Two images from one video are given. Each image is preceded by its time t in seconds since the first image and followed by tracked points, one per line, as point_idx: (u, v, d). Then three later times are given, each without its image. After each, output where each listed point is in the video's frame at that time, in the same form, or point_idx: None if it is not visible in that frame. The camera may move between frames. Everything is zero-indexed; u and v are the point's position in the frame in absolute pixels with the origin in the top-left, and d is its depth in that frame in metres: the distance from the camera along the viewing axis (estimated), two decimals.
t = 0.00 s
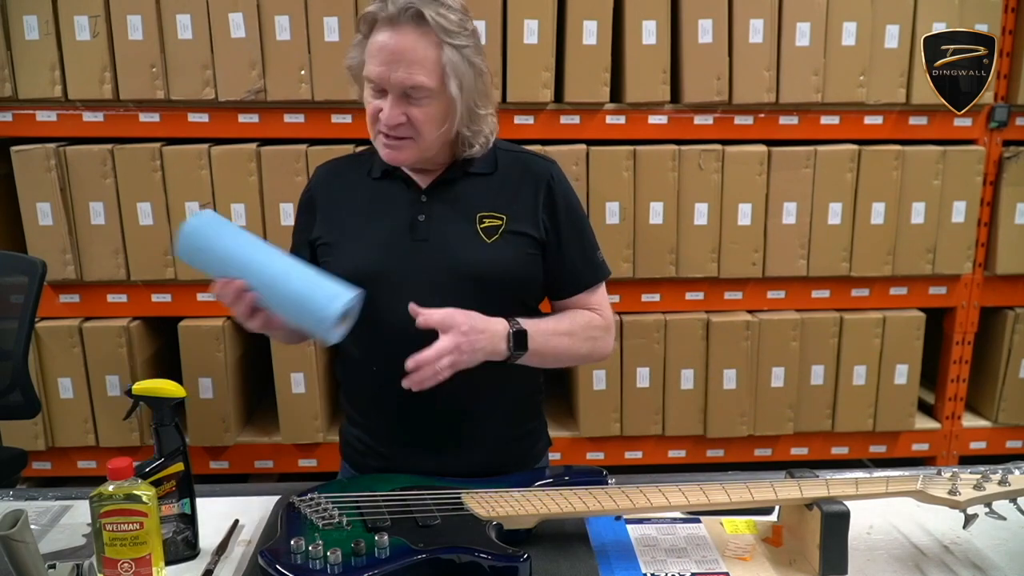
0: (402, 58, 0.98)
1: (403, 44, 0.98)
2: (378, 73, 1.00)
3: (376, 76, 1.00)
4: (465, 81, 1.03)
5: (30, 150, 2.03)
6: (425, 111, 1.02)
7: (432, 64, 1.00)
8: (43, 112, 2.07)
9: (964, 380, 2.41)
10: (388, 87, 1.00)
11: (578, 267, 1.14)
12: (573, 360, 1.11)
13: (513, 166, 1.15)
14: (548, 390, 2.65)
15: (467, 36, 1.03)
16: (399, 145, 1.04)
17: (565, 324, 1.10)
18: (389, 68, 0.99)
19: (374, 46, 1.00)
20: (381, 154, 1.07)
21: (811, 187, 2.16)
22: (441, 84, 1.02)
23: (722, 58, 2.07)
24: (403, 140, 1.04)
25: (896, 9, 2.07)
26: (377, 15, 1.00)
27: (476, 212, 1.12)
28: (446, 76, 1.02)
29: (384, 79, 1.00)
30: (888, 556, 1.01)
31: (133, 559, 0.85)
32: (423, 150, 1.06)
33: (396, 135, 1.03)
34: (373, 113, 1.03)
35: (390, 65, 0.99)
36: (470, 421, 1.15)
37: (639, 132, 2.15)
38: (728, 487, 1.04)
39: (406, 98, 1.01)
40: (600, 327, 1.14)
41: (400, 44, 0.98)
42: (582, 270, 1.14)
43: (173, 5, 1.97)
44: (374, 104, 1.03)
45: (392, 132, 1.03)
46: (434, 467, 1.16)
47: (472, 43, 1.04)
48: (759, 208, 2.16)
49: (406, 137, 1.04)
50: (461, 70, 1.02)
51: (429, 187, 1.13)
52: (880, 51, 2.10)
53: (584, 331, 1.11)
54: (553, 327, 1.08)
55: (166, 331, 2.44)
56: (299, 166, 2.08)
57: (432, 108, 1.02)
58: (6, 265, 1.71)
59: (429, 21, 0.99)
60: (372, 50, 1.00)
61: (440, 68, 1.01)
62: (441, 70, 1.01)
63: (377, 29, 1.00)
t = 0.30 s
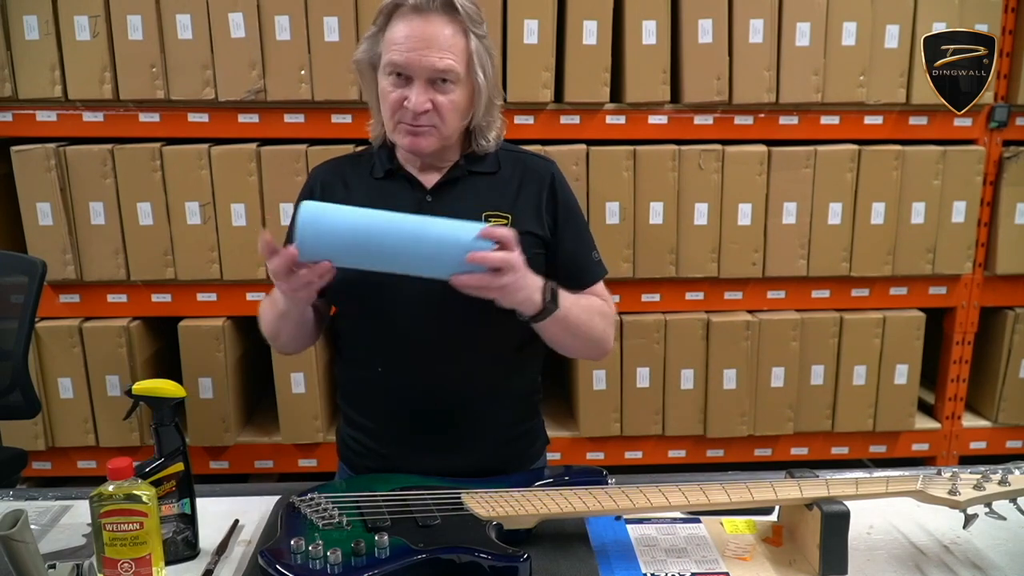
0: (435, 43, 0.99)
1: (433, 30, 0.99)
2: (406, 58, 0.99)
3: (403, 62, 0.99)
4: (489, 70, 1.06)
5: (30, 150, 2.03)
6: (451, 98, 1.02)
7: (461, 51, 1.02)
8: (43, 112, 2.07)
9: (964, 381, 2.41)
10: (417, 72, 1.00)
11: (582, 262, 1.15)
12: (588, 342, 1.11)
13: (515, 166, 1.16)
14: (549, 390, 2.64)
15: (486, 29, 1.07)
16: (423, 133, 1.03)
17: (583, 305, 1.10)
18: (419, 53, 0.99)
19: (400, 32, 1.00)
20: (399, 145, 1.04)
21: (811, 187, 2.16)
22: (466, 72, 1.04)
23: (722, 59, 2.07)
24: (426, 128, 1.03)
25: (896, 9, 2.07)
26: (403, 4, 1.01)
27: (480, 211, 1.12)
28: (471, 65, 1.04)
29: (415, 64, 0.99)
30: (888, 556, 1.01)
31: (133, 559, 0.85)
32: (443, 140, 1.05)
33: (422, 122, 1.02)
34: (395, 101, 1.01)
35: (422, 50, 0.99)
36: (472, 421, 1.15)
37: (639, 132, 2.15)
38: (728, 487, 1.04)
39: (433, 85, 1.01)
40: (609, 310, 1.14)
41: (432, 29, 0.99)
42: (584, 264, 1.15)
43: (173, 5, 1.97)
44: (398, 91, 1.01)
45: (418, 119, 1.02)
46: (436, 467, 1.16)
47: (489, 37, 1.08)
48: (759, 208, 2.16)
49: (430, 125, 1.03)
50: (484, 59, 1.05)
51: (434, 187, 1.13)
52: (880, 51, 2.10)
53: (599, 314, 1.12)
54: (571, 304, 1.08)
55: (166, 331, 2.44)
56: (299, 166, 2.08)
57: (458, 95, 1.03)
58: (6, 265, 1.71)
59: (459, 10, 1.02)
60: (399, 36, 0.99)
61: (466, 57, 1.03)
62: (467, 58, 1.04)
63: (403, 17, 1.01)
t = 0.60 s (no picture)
0: (443, 40, 1.00)
1: (441, 27, 1.00)
2: (415, 55, 0.99)
3: (411, 59, 0.99)
4: (495, 70, 1.06)
5: (30, 150, 2.03)
6: (459, 96, 1.02)
7: (469, 49, 1.03)
8: (43, 112, 2.07)
9: (964, 381, 2.41)
10: (425, 70, 1.00)
11: (583, 262, 1.16)
12: (591, 332, 1.13)
13: (518, 167, 1.16)
14: (549, 390, 2.64)
15: (491, 30, 1.08)
16: (430, 131, 1.02)
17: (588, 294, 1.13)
18: (428, 50, 0.99)
19: (408, 30, 1.00)
20: (406, 143, 1.03)
21: (811, 188, 2.16)
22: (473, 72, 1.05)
23: (722, 59, 2.07)
24: (433, 126, 1.02)
25: (896, 9, 2.07)
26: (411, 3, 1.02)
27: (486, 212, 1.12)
28: (478, 64, 1.05)
29: (423, 61, 0.99)
30: (888, 556, 1.01)
31: (133, 559, 0.85)
32: (450, 139, 1.05)
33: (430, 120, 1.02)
34: (403, 99, 1.01)
35: (431, 47, 0.99)
36: (473, 421, 1.15)
37: (639, 132, 2.15)
38: (728, 487, 1.04)
39: (440, 83, 1.01)
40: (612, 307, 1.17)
41: (440, 27, 1.00)
42: (586, 264, 1.16)
43: (173, 4, 1.97)
44: (406, 89, 1.01)
45: (425, 117, 1.01)
46: (438, 468, 1.15)
47: (494, 38, 1.09)
48: (759, 208, 2.16)
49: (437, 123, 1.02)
50: (490, 59, 1.06)
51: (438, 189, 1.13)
52: (880, 52, 2.10)
53: (603, 306, 1.14)
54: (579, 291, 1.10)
55: (165, 331, 2.44)
56: (299, 166, 2.07)
57: (465, 93, 1.03)
58: (6, 265, 1.71)
59: (466, 10, 1.03)
60: (407, 34, 1.00)
61: (473, 56, 1.04)
62: (474, 56, 1.04)
63: (410, 15, 1.01)
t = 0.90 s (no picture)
0: (449, 38, 1.00)
1: (447, 25, 1.00)
2: (420, 53, 0.99)
3: (417, 56, 0.99)
4: (499, 68, 1.06)
5: (30, 150, 2.03)
6: (464, 94, 1.02)
7: (474, 47, 1.03)
8: (43, 113, 2.07)
9: (964, 381, 2.41)
10: (431, 67, 1.00)
11: (583, 263, 1.16)
12: (589, 336, 1.13)
13: (519, 168, 1.16)
14: (549, 390, 2.64)
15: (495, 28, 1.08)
16: (435, 129, 1.03)
17: (586, 297, 1.13)
18: (433, 48, 0.99)
19: (413, 27, 1.00)
20: (409, 141, 1.04)
21: (811, 188, 2.16)
22: (477, 70, 1.05)
23: (722, 59, 2.07)
24: (438, 124, 1.03)
25: (896, 9, 2.07)
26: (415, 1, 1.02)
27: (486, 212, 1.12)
28: (482, 63, 1.05)
29: (428, 59, 0.99)
30: (888, 556, 1.01)
31: (133, 559, 0.85)
32: (454, 137, 1.05)
33: (434, 117, 1.02)
34: (408, 96, 1.01)
35: (437, 45, 0.99)
36: (473, 421, 1.15)
37: (639, 132, 2.15)
38: (728, 487, 1.04)
39: (445, 80, 1.01)
40: (611, 308, 1.17)
41: (446, 25, 1.00)
42: (585, 265, 1.16)
43: (173, 4, 1.97)
44: (411, 87, 1.01)
45: (431, 115, 1.01)
46: (438, 468, 1.16)
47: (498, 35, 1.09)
48: (759, 208, 2.16)
49: (443, 121, 1.03)
50: (494, 58, 1.06)
51: (439, 188, 1.13)
52: (880, 52, 2.10)
53: (601, 308, 1.14)
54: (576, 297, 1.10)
55: (165, 331, 2.44)
56: (299, 166, 2.07)
57: (470, 91, 1.03)
58: (6, 265, 1.71)
59: (472, 7, 1.03)
60: (413, 32, 1.00)
61: (478, 54, 1.04)
62: (479, 55, 1.04)
63: (415, 13, 1.01)
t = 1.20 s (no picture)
0: (451, 40, 0.99)
1: (450, 27, 1.00)
2: (422, 55, 0.99)
3: (420, 58, 0.99)
4: (501, 70, 1.06)
5: (30, 150, 2.03)
6: (466, 96, 1.02)
7: (476, 49, 1.03)
8: (43, 112, 2.07)
9: (964, 381, 2.41)
10: (433, 68, 1.00)
11: (583, 264, 1.16)
12: (588, 339, 1.13)
13: (520, 169, 1.16)
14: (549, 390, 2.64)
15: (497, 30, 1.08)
16: (436, 130, 1.03)
17: (584, 299, 1.13)
18: (436, 50, 0.99)
19: (416, 29, 1.00)
20: (411, 142, 1.04)
21: (811, 188, 2.16)
22: (479, 71, 1.05)
23: (722, 58, 2.07)
24: (439, 125, 1.03)
25: (896, 9, 2.07)
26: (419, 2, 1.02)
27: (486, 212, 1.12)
28: (484, 65, 1.05)
29: (431, 60, 0.99)
30: (888, 556, 1.01)
31: (133, 559, 0.85)
32: (455, 138, 1.05)
33: (436, 119, 1.02)
34: (410, 97, 1.01)
35: (439, 47, 0.99)
36: (473, 421, 1.15)
37: (639, 132, 2.15)
38: (728, 487, 1.04)
39: (447, 82, 1.01)
40: (611, 312, 1.17)
41: (448, 27, 1.00)
42: (586, 266, 1.16)
43: (173, 5, 1.97)
44: (413, 88, 1.01)
45: (433, 116, 1.01)
46: (438, 469, 1.15)
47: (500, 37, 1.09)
48: (759, 208, 2.16)
49: (444, 122, 1.03)
50: (497, 60, 1.06)
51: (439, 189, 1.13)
52: (880, 52, 2.10)
53: (601, 310, 1.14)
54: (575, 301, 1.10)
55: (165, 330, 2.44)
56: (299, 166, 2.07)
57: (472, 93, 1.03)
58: (6, 265, 1.71)
59: (475, 9, 1.03)
60: (415, 33, 1.00)
61: (481, 56, 1.04)
62: (481, 57, 1.04)
63: (418, 14, 1.01)
